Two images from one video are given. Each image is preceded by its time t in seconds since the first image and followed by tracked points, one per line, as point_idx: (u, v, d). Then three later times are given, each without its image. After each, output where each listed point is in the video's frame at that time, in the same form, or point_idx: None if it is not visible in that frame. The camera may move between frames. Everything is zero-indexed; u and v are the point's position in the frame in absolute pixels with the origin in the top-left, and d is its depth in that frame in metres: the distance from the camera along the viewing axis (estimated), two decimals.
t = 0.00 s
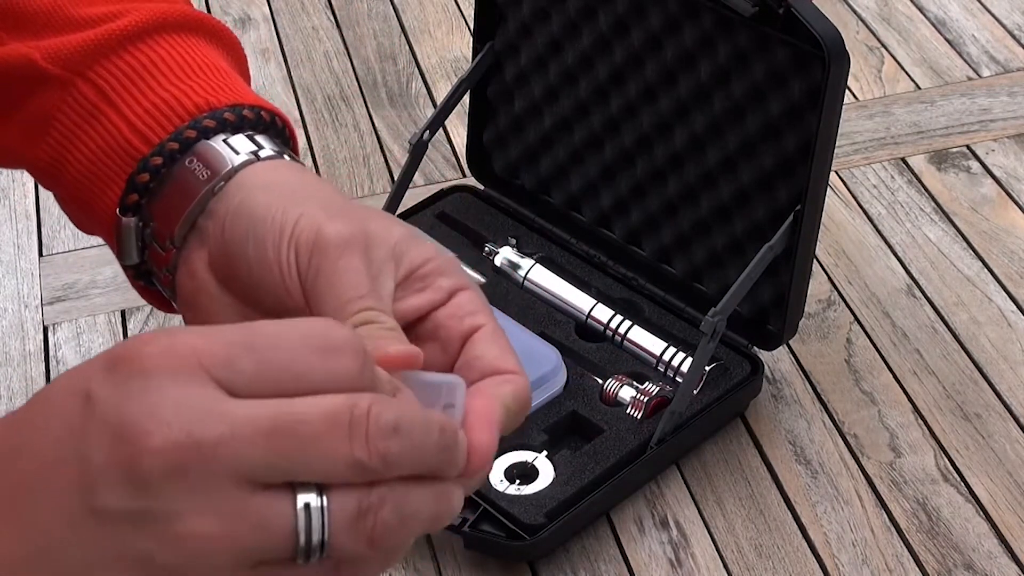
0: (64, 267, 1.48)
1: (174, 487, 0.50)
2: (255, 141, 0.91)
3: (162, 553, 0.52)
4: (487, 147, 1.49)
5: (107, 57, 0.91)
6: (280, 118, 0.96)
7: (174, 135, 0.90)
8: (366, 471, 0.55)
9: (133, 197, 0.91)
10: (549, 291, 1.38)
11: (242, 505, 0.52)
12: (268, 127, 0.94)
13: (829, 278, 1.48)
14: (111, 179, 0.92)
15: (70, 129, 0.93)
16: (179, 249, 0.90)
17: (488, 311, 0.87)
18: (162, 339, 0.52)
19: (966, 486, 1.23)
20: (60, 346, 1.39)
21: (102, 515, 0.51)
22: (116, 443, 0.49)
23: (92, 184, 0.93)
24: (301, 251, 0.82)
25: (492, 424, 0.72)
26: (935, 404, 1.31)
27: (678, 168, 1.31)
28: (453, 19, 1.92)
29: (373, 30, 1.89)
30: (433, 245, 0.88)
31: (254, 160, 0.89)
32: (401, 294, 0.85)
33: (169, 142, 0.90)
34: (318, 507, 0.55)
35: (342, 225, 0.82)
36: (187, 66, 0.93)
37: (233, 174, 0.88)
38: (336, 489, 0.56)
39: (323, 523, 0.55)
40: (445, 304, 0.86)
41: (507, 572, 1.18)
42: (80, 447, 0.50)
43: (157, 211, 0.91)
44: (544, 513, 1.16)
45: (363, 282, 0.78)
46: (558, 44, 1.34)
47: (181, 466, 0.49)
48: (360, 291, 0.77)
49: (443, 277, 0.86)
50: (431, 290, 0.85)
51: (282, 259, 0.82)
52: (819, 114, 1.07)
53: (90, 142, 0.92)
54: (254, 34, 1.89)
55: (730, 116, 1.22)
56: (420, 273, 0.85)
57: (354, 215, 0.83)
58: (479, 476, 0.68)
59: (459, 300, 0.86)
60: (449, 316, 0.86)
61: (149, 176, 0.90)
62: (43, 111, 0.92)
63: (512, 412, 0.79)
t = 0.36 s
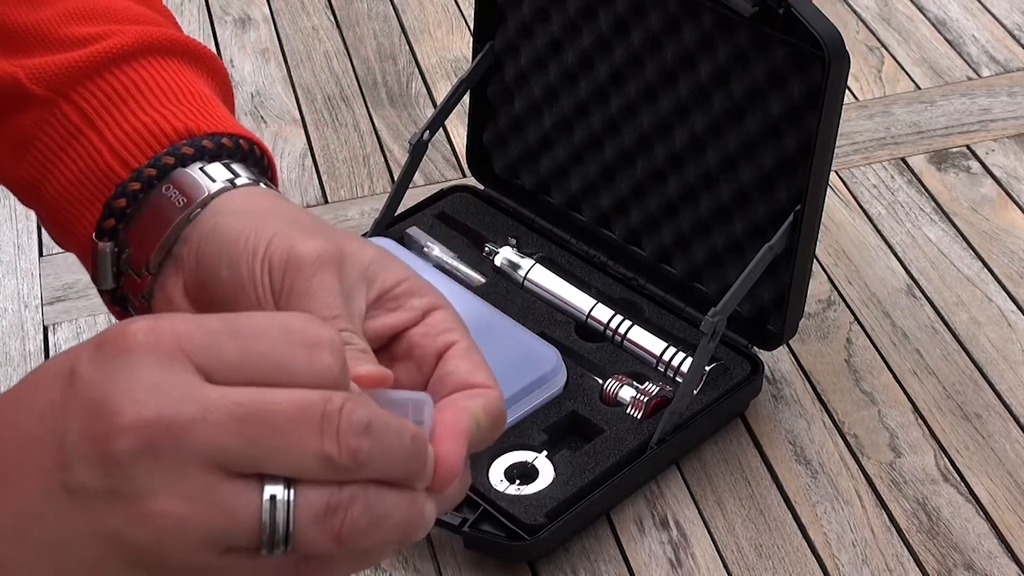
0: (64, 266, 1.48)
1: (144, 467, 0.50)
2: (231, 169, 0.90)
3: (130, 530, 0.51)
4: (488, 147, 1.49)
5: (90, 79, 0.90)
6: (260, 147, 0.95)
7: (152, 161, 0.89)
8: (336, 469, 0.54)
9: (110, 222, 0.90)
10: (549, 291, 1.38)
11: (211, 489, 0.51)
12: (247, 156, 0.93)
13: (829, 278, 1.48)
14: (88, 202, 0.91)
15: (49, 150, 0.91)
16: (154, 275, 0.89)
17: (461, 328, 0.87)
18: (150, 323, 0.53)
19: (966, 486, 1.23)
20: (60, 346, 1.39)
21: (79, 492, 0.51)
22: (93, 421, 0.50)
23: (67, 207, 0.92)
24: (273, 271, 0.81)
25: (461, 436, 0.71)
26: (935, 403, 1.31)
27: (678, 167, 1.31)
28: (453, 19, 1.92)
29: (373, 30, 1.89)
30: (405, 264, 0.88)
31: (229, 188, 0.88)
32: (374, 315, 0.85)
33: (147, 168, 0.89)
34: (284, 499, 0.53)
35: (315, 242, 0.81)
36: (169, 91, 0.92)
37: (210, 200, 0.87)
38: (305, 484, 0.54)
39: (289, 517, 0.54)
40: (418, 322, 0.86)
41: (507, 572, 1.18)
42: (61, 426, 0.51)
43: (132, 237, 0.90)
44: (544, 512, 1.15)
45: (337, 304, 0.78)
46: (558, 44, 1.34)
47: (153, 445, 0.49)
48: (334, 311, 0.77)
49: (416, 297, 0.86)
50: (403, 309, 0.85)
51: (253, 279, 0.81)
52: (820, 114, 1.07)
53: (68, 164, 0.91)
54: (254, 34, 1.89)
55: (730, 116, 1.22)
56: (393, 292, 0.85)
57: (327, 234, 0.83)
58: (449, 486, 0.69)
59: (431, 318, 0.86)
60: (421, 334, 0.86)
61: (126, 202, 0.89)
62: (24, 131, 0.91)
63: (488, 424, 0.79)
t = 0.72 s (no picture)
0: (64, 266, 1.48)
1: (128, 453, 0.49)
2: (216, 170, 0.89)
3: (112, 518, 0.50)
4: (488, 147, 1.49)
5: (73, 82, 0.90)
6: (243, 150, 0.94)
7: (135, 160, 0.88)
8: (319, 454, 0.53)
9: (95, 220, 0.89)
10: (549, 291, 1.38)
11: (191, 475, 0.50)
12: (231, 158, 0.93)
13: (829, 278, 1.48)
14: (71, 202, 0.91)
15: (33, 152, 0.91)
16: (137, 273, 0.88)
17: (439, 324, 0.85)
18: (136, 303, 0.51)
19: (966, 486, 1.23)
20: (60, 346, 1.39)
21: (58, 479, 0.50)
22: (78, 406, 0.49)
23: (52, 208, 0.91)
24: (256, 266, 0.76)
25: (443, 422, 0.71)
26: (935, 404, 1.31)
27: (679, 167, 1.31)
28: (453, 19, 1.92)
29: (373, 30, 1.89)
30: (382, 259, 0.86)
31: (214, 187, 0.86)
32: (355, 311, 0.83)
33: (130, 167, 0.88)
34: (266, 487, 0.53)
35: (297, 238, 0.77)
36: (153, 93, 0.92)
37: (195, 198, 0.85)
38: (287, 469, 0.54)
39: (272, 501, 0.53)
40: (398, 317, 0.84)
41: (507, 572, 1.18)
42: (40, 409, 0.50)
43: (117, 236, 0.89)
44: (544, 512, 1.15)
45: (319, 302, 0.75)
46: (558, 44, 1.34)
47: (131, 432, 0.48)
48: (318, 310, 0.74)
49: (396, 294, 0.84)
50: (383, 304, 0.83)
51: (236, 276, 0.78)
52: (820, 115, 1.07)
53: (52, 166, 0.90)
54: (254, 34, 1.89)
55: (730, 116, 1.22)
56: (371, 288, 0.83)
57: (306, 229, 0.80)
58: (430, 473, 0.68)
59: (410, 314, 0.84)
60: (401, 328, 0.84)
61: (111, 201, 0.88)
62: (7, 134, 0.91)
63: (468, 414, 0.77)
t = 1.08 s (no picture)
0: (64, 267, 1.48)
1: (203, 575, 0.51)
2: (234, 150, 0.94)
3: None
4: (488, 147, 1.49)
5: (87, 69, 0.94)
6: (258, 129, 0.99)
7: (155, 142, 0.93)
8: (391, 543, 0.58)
9: (116, 201, 0.94)
10: (549, 291, 1.38)
11: None
12: (245, 137, 0.98)
13: (829, 278, 1.48)
14: (92, 184, 0.96)
15: (52, 137, 0.95)
16: (156, 249, 0.93)
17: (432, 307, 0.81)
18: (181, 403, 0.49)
19: (966, 486, 1.23)
20: (60, 346, 1.39)
21: None
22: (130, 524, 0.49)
23: (74, 191, 0.96)
24: (252, 245, 0.82)
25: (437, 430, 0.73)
26: (935, 403, 1.31)
27: (679, 168, 1.31)
28: (453, 19, 1.92)
29: (373, 30, 1.89)
30: (385, 244, 0.86)
31: (232, 167, 0.92)
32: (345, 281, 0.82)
33: (149, 148, 0.93)
34: (349, 572, 0.56)
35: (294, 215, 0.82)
36: (166, 77, 0.96)
37: (212, 177, 0.90)
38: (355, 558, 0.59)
39: None
40: (386, 293, 0.81)
41: (507, 572, 1.18)
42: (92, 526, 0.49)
43: (138, 215, 0.94)
44: (544, 512, 1.15)
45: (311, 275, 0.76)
46: (558, 44, 1.34)
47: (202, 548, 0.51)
48: (310, 282, 0.75)
49: (391, 272, 0.83)
50: (377, 279, 0.82)
51: (234, 253, 0.83)
52: (819, 115, 1.07)
53: (72, 150, 0.95)
54: (254, 34, 1.89)
55: (730, 117, 1.22)
56: (368, 264, 0.83)
57: (311, 213, 0.85)
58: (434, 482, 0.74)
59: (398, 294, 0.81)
60: (387, 304, 0.80)
61: (130, 181, 0.93)
62: (25, 121, 0.95)
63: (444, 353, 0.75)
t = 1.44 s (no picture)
0: (64, 267, 1.48)
1: None
2: (243, 144, 0.97)
3: None
4: (487, 147, 1.49)
5: (94, 68, 0.96)
6: (268, 121, 1.01)
7: (163, 138, 0.96)
8: None
9: (126, 197, 0.97)
10: (549, 291, 1.38)
11: None
12: (253, 129, 0.99)
13: (829, 278, 1.48)
14: (102, 181, 0.98)
15: (61, 135, 0.98)
16: (167, 244, 0.97)
17: (424, 303, 0.88)
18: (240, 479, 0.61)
19: (966, 486, 1.23)
20: (60, 346, 1.39)
21: None
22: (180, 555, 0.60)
23: (85, 188, 0.99)
24: (247, 240, 0.87)
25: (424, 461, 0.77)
26: (935, 404, 1.31)
27: (679, 168, 1.31)
28: (453, 19, 1.92)
29: (373, 30, 1.89)
30: (386, 240, 0.92)
31: (240, 162, 0.95)
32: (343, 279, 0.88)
33: (158, 145, 0.95)
34: None
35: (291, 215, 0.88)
36: (172, 72, 0.98)
37: (218, 174, 0.94)
38: None
39: None
40: (381, 291, 0.88)
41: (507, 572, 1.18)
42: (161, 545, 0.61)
43: (149, 210, 0.97)
44: (544, 512, 1.15)
45: (302, 278, 0.84)
46: (558, 44, 1.34)
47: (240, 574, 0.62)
48: (299, 284, 0.83)
49: (388, 270, 0.89)
50: (372, 277, 0.88)
51: (229, 246, 0.88)
52: (819, 115, 1.07)
53: (82, 148, 0.97)
54: (254, 34, 1.89)
55: (730, 116, 1.22)
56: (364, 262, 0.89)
57: (308, 208, 0.90)
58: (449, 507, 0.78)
59: (391, 291, 0.88)
60: (379, 301, 0.87)
61: (140, 178, 0.96)
62: (34, 121, 0.97)
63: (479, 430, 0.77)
